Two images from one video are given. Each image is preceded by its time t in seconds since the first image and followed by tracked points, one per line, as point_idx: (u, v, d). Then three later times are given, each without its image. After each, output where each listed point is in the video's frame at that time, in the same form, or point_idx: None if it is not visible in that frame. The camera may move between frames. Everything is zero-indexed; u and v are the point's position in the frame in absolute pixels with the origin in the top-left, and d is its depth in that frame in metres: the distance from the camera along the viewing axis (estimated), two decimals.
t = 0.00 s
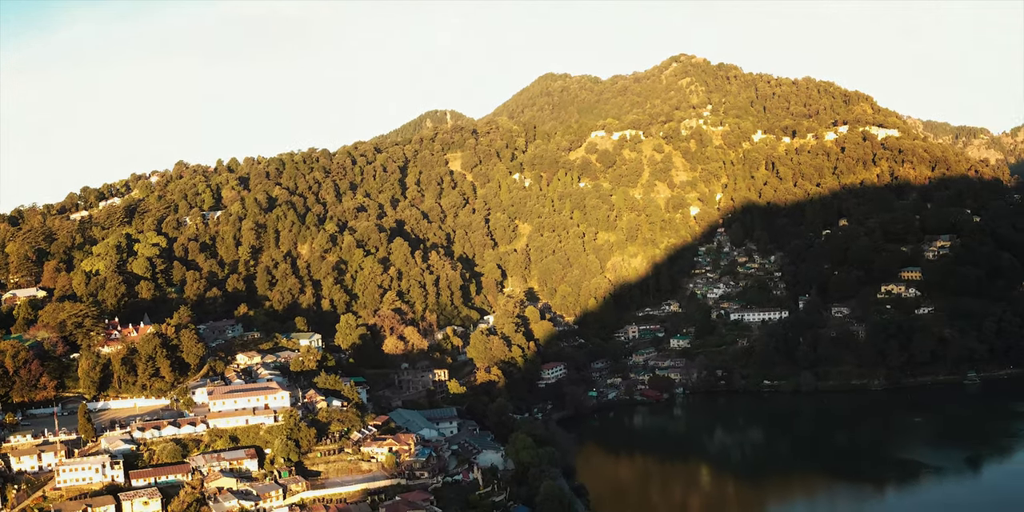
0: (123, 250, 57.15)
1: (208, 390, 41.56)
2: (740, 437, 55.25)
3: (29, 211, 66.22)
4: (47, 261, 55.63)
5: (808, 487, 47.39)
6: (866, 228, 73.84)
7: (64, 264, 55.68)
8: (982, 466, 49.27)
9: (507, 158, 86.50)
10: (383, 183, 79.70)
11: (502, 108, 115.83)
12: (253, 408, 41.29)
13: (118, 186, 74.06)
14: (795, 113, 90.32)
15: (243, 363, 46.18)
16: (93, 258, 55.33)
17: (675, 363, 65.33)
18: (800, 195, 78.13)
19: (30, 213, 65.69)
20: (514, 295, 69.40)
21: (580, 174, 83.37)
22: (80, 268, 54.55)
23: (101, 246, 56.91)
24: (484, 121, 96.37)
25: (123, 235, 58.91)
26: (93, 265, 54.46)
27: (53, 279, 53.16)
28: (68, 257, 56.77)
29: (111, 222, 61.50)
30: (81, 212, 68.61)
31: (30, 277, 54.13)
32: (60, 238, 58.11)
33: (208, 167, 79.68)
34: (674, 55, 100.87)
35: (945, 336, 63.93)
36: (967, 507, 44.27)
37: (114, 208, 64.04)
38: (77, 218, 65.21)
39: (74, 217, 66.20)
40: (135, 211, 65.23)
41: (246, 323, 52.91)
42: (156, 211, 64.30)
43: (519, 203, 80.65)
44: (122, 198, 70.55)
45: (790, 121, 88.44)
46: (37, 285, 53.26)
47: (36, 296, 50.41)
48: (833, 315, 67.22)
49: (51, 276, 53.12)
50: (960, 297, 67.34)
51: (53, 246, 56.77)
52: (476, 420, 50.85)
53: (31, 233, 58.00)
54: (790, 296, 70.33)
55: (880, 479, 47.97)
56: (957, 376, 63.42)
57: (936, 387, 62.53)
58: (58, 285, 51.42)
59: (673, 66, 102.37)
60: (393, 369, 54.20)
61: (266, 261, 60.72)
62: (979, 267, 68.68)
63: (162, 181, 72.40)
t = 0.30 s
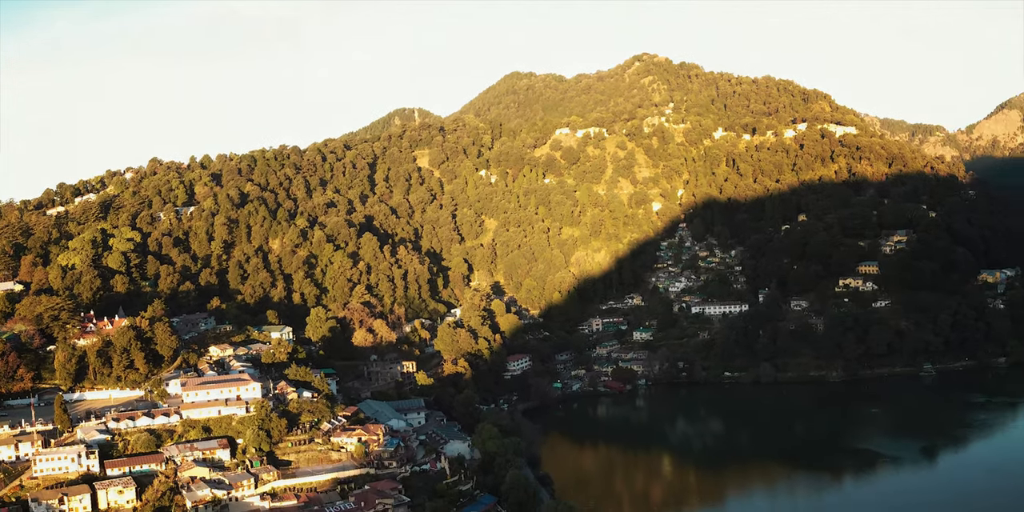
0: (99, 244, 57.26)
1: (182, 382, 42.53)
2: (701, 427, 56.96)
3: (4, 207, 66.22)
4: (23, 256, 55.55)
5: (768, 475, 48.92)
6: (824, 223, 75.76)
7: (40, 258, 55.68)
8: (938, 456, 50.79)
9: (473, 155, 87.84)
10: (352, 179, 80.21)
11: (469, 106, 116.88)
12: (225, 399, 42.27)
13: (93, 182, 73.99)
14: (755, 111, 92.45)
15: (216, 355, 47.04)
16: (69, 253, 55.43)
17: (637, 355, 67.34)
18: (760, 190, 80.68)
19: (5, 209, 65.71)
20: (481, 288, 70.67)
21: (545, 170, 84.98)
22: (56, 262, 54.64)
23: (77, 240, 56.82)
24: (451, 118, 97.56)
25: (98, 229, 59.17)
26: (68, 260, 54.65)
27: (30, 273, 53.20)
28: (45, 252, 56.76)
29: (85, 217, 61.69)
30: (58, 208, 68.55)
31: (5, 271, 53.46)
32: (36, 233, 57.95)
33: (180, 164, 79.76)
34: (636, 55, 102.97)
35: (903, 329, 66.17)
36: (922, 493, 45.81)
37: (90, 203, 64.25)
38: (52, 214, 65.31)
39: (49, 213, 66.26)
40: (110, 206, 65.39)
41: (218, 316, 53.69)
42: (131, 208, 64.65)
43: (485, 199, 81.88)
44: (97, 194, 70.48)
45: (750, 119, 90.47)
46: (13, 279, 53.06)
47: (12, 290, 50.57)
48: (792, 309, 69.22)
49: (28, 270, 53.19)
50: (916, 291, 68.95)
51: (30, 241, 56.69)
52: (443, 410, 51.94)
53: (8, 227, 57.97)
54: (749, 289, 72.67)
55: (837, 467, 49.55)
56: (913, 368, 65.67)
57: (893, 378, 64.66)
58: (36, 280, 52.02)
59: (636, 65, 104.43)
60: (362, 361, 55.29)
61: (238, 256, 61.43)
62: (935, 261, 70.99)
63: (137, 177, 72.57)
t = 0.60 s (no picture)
0: (74, 239, 57.69)
1: (155, 374, 43.58)
2: (663, 418, 58.85)
3: None
4: None
5: (727, 464, 50.68)
6: (782, 219, 78.05)
7: (16, 252, 55.81)
8: (892, 445, 52.65)
9: (440, 152, 89.32)
10: (321, 175, 80.78)
11: (435, 104, 117.93)
12: (197, 390, 43.39)
13: (68, 178, 73.83)
14: (715, 109, 94.77)
15: (188, 347, 48.10)
16: (45, 247, 55.82)
17: (600, 347, 68.84)
18: (720, 186, 82.55)
19: None
20: (447, 282, 72.04)
21: (509, 166, 86.36)
22: (31, 256, 54.97)
23: (52, 235, 57.21)
24: (418, 116, 98.76)
25: (73, 225, 59.54)
26: (44, 254, 55.11)
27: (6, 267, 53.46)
28: (22, 246, 56.75)
29: (61, 212, 61.95)
30: (34, 204, 68.63)
31: None
32: (12, 228, 57.98)
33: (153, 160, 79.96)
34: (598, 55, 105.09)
35: (859, 321, 68.68)
36: (876, 479, 47.65)
37: (65, 199, 64.37)
38: (27, 209, 65.46)
39: (24, 208, 66.34)
40: (86, 202, 65.74)
41: (190, 309, 54.50)
42: (106, 203, 65.02)
43: (451, 195, 83.27)
44: (72, 190, 70.56)
45: (710, 117, 92.73)
46: None
47: None
48: (751, 302, 71.60)
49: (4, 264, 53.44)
50: (873, 284, 71.85)
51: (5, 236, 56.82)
52: (410, 401, 53.21)
53: None
54: (709, 283, 74.27)
55: (794, 456, 51.41)
56: (869, 360, 68.13)
57: (849, 370, 66.94)
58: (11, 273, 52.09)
59: (598, 64, 106.46)
60: (331, 353, 56.40)
61: (210, 250, 62.16)
62: (890, 255, 73.36)
63: (111, 174, 72.80)
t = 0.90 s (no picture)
0: (49, 234, 58.21)
1: (128, 365, 44.61)
2: (623, 408, 60.75)
3: None
4: None
5: (688, 455, 52.53)
6: (739, 214, 80.42)
7: None
8: (847, 436, 54.68)
9: (406, 149, 90.54)
10: (290, 171, 81.65)
11: (402, 101, 119.00)
12: (170, 381, 44.48)
13: (43, 175, 74.07)
14: (675, 107, 97.26)
15: (160, 339, 49.14)
16: (20, 242, 56.35)
17: (562, 339, 70.81)
18: (679, 182, 84.96)
19: None
20: (413, 276, 73.45)
21: (474, 163, 88.10)
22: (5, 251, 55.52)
23: (27, 230, 57.71)
24: (385, 113, 99.91)
25: (47, 220, 60.00)
26: (18, 249, 55.58)
27: None
28: None
29: (37, 208, 62.52)
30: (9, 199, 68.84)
31: None
32: None
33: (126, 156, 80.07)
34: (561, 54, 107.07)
35: (815, 314, 70.83)
36: (831, 469, 49.63)
37: (39, 195, 64.89)
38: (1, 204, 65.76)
39: None
40: (60, 198, 66.24)
41: (163, 302, 55.36)
42: (80, 199, 65.64)
43: (417, 191, 84.59)
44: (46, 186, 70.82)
45: (670, 114, 95.16)
46: None
47: None
48: (710, 295, 73.54)
49: None
50: (829, 278, 74.03)
51: None
52: (377, 392, 54.52)
53: None
54: (668, 277, 76.71)
55: (751, 446, 53.38)
56: (825, 352, 70.04)
57: (805, 361, 69.07)
58: None
59: (561, 63, 108.40)
60: (300, 345, 57.58)
61: (182, 244, 62.93)
62: (846, 250, 75.62)
63: (85, 170, 73.21)
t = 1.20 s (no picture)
0: (24, 229, 58.75)
1: (102, 357, 45.79)
2: (584, 399, 62.73)
3: None
4: None
5: (647, 444, 54.47)
6: (699, 209, 82.61)
7: None
8: (801, 425, 56.81)
9: (372, 145, 91.77)
10: (260, 167, 82.57)
11: (367, 99, 120.06)
12: (142, 372, 45.63)
13: (18, 171, 74.40)
14: (635, 105, 99.99)
15: (132, 330, 50.13)
16: None
17: (524, 330, 72.67)
18: (639, 178, 87.38)
19: None
20: (379, 270, 74.97)
21: (439, 159, 89.73)
22: None
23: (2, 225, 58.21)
24: (352, 111, 100.97)
25: (22, 215, 60.49)
26: None
27: None
28: None
29: (12, 203, 63.08)
30: None
31: None
32: None
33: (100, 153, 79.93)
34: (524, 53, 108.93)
35: (771, 307, 73.22)
36: (787, 457, 51.59)
37: (13, 191, 65.33)
38: None
39: None
40: (34, 193, 66.70)
41: (135, 295, 56.28)
42: (54, 194, 66.18)
43: (383, 187, 86.05)
44: (20, 182, 71.05)
45: (630, 112, 97.54)
46: None
47: None
48: (668, 288, 75.83)
49: None
50: (785, 272, 76.63)
51: None
52: (345, 382, 55.88)
53: None
54: (629, 271, 78.59)
55: (707, 435, 55.54)
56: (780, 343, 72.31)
57: (762, 352, 71.32)
58: None
59: (523, 62, 110.29)
60: (269, 336, 58.66)
61: (154, 239, 63.79)
62: (802, 245, 78.36)
63: (59, 166, 73.59)
